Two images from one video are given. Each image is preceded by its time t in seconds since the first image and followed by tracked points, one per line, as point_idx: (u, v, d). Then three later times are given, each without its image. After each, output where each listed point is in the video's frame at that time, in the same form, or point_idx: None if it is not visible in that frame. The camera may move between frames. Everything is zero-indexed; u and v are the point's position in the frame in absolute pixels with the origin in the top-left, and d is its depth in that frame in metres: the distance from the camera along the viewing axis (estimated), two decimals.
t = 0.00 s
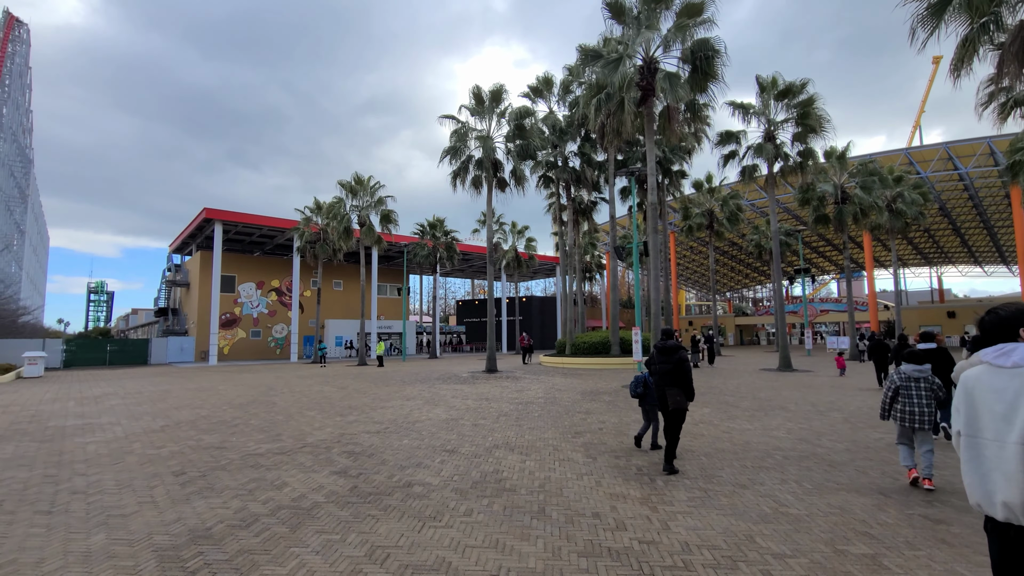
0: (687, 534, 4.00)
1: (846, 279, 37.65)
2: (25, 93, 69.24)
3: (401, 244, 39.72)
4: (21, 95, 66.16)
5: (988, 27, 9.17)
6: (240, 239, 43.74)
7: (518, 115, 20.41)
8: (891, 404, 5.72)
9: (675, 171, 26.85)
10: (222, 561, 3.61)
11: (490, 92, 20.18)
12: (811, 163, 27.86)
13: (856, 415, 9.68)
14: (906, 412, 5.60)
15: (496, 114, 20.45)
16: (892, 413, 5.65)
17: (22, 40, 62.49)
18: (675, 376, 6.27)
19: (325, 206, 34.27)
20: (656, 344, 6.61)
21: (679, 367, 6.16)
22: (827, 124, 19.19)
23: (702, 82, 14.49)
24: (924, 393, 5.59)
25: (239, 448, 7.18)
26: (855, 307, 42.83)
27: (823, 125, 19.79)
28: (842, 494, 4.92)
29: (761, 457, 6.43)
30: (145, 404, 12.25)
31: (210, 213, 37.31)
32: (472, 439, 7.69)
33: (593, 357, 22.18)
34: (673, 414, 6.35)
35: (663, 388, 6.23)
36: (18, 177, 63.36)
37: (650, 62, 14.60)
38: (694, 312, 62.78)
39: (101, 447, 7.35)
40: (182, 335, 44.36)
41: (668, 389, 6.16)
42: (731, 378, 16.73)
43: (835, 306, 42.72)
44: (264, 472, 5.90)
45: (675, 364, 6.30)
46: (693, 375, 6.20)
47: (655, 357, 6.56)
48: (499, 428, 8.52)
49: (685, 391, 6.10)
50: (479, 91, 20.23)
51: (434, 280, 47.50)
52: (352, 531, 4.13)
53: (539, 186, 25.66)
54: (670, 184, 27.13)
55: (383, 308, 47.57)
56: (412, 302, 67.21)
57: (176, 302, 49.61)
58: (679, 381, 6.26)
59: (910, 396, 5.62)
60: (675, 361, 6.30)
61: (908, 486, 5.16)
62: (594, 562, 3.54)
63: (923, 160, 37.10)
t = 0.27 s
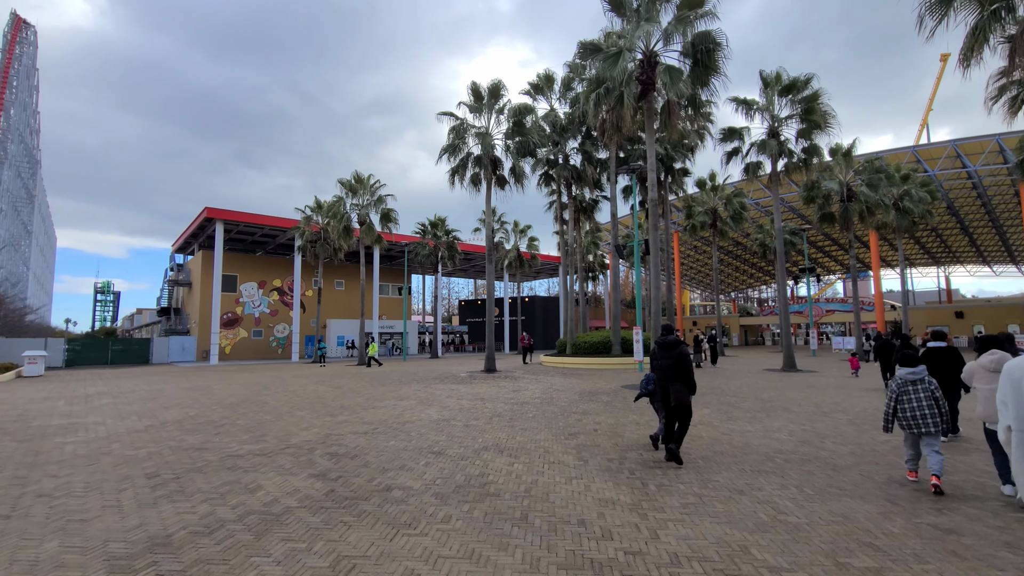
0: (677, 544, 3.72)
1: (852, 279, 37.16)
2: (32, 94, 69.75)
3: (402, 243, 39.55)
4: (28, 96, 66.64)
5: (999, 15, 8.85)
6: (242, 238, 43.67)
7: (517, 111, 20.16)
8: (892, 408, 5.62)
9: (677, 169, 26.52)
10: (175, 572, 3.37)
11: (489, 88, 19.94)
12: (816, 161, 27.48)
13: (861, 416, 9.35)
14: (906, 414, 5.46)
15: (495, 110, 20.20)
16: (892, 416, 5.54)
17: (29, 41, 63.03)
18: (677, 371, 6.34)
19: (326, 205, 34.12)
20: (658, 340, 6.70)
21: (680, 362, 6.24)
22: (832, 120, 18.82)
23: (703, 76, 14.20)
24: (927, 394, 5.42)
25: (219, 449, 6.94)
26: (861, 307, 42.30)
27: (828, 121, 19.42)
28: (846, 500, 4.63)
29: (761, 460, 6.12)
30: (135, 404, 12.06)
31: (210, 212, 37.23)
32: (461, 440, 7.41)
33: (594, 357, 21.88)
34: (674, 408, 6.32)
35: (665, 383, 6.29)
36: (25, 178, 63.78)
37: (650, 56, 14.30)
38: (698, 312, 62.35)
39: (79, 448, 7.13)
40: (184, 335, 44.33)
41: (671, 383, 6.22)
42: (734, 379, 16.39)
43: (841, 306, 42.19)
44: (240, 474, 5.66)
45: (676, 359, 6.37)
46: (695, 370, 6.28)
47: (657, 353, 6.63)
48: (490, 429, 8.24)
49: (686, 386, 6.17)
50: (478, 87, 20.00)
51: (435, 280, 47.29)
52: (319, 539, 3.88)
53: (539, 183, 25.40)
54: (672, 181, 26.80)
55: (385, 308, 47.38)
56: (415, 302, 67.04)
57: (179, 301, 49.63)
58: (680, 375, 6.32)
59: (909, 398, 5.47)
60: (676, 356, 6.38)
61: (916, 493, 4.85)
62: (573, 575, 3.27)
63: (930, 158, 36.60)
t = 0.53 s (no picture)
0: (663, 567, 3.44)
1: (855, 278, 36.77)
2: (36, 96, 69.96)
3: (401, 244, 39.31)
4: (32, 97, 66.81)
5: (1007, 4, 8.55)
6: (241, 239, 43.53)
7: (514, 109, 19.90)
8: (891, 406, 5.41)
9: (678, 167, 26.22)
10: None
11: (485, 86, 19.70)
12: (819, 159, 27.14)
13: (864, 421, 9.03)
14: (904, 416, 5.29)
15: (491, 109, 19.97)
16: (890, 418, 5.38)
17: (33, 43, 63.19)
18: (680, 374, 6.45)
19: (324, 205, 33.91)
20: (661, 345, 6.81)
21: (686, 365, 6.35)
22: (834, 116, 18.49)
23: (702, 72, 13.90)
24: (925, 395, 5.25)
25: (196, 456, 6.69)
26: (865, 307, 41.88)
27: (830, 118, 19.09)
28: (846, 515, 4.34)
29: (758, 469, 5.83)
30: (122, 406, 11.84)
31: (209, 212, 37.08)
32: (447, 446, 7.14)
33: (593, 357, 21.63)
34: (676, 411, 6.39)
35: (669, 385, 6.35)
36: (29, 178, 63.96)
37: (648, 51, 14.03)
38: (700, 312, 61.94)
39: (52, 454, 6.89)
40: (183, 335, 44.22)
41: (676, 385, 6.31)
42: (734, 380, 16.09)
43: (844, 306, 41.78)
44: (211, 484, 5.41)
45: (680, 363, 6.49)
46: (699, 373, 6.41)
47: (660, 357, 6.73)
48: (479, 435, 7.96)
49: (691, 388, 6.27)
50: (474, 85, 19.76)
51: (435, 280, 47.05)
52: (280, 559, 3.62)
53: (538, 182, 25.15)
54: (672, 180, 26.49)
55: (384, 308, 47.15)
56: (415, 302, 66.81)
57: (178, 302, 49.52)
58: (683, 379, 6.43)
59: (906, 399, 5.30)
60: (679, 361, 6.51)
61: (922, 506, 4.55)
62: None
63: (935, 156, 36.20)
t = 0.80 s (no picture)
0: None
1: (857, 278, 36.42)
2: (38, 97, 70.11)
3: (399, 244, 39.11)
4: (34, 98, 66.98)
5: None
6: (239, 239, 43.37)
7: (509, 106, 19.66)
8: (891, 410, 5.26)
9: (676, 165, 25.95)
10: None
11: (481, 83, 19.48)
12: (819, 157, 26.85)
13: (863, 422, 8.76)
14: (901, 419, 5.18)
15: (486, 106, 19.75)
16: (886, 422, 5.25)
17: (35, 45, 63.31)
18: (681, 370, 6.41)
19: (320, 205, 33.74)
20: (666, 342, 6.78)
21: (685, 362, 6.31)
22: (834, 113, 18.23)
23: (699, 67, 13.63)
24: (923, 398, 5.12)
25: (168, 460, 6.46)
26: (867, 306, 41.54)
27: (829, 114, 18.84)
28: (840, 524, 4.09)
29: (749, 473, 5.57)
30: (107, 408, 11.63)
31: (206, 213, 36.91)
32: (430, 450, 6.90)
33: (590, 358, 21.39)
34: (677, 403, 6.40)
35: (669, 381, 6.36)
36: (31, 180, 64.07)
37: (643, 45, 13.78)
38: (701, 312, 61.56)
39: (21, 458, 6.68)
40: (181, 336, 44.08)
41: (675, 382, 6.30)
42: (733, 381, 15.80)
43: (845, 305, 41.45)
44: (176, 490, 5.17)
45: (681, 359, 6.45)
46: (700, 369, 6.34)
47: (663, 354, 6.72)
48: (465, 437, 7.71)
49: (691, 385, 6.23)
50: (469, 82, 19.55)
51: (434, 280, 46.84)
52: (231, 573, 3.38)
53: (535, 181, 24.92)
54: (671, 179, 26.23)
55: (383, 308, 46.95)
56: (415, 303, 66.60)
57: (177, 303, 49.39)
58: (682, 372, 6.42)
59: (903, 402, 5.19)
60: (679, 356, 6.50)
61: (921, 514, 4.29)
62: None
63: (937, 154, 35.90)
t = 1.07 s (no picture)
0: None
1: (856, 284, 36.17)
2: (40, 89, 69.90)
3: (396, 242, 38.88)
4: (36, 90, 66.73)
5: None
6: (236, 234, 43.13)
7: (506, 104, 19.44)
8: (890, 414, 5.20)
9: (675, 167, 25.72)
10: None
11: (478, 80, 19.27)
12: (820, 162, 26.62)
13: (857, 431, 8.54)
14: (899, 424, 5.16)
15: (483, 104, 19.52)
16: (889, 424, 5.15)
17: (37, 37, 63.22)
18: (680, 376, 6.65)
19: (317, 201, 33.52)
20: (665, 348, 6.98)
21: (684, 366, 6.57)
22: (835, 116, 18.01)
23: (697, 66, 13.40)
24: (921, 402, 5.10)
25: (135, 461, 6.21)
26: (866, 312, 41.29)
27: (830, 117, 18.62)
28: (827, 542, 3.87)
29: (736, 484, 5.34)
30: (88, 403, 11.38)
31: (202, 207, 36.65)
32: (408, 453, 6.66)
33: (585, 360, 21.17)
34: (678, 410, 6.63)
35: (668, 385, 6.57)
36: (30, 172, 63.86)
37: (642, 43, 13.56)
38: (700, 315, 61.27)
39: None
40: (176, 331, 43.82)
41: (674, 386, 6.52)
42: (728, 386, 15.57)
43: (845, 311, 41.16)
44: (136, 494, 4.94)
45: (679, 365, 6.71)
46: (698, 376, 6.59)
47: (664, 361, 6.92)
48: (446, 440, 7.48)
49: (688, 389, 6.46)
50: (467, 79, 19.33)
51: (431, 279, 46.60)
52: None
53: (532, 180, 24.69)
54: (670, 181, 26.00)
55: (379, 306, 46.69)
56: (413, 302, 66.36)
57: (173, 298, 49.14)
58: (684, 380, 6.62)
59: (901, 407, 5.15)
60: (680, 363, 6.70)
61: (913, 533, 4.08)
62: None
63: (939, 160, 35.70)
